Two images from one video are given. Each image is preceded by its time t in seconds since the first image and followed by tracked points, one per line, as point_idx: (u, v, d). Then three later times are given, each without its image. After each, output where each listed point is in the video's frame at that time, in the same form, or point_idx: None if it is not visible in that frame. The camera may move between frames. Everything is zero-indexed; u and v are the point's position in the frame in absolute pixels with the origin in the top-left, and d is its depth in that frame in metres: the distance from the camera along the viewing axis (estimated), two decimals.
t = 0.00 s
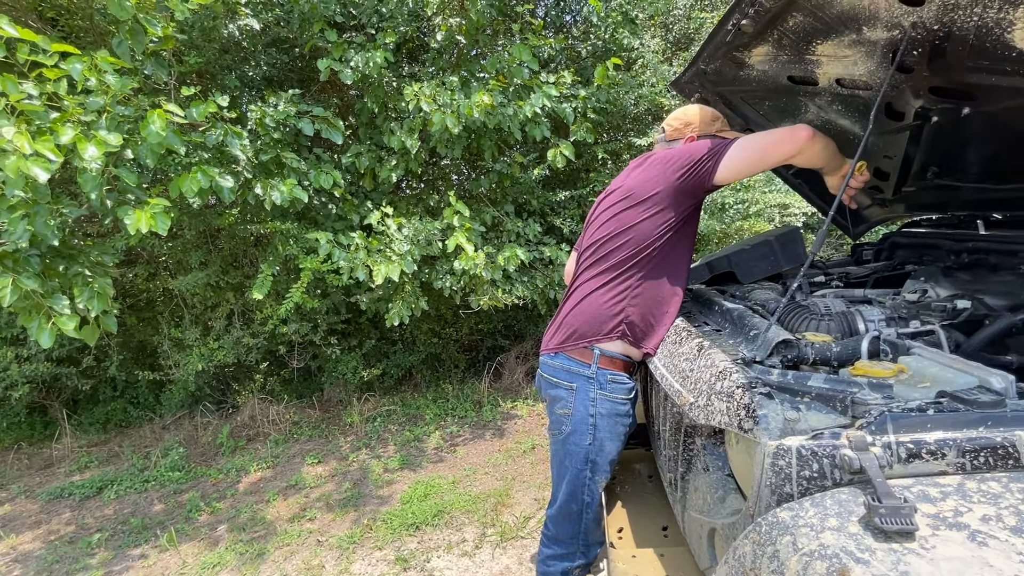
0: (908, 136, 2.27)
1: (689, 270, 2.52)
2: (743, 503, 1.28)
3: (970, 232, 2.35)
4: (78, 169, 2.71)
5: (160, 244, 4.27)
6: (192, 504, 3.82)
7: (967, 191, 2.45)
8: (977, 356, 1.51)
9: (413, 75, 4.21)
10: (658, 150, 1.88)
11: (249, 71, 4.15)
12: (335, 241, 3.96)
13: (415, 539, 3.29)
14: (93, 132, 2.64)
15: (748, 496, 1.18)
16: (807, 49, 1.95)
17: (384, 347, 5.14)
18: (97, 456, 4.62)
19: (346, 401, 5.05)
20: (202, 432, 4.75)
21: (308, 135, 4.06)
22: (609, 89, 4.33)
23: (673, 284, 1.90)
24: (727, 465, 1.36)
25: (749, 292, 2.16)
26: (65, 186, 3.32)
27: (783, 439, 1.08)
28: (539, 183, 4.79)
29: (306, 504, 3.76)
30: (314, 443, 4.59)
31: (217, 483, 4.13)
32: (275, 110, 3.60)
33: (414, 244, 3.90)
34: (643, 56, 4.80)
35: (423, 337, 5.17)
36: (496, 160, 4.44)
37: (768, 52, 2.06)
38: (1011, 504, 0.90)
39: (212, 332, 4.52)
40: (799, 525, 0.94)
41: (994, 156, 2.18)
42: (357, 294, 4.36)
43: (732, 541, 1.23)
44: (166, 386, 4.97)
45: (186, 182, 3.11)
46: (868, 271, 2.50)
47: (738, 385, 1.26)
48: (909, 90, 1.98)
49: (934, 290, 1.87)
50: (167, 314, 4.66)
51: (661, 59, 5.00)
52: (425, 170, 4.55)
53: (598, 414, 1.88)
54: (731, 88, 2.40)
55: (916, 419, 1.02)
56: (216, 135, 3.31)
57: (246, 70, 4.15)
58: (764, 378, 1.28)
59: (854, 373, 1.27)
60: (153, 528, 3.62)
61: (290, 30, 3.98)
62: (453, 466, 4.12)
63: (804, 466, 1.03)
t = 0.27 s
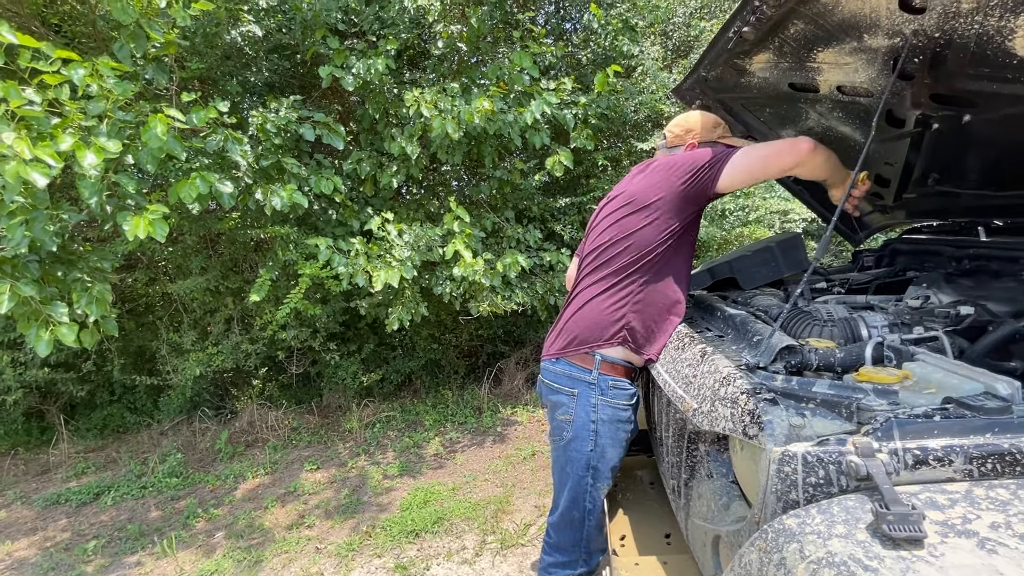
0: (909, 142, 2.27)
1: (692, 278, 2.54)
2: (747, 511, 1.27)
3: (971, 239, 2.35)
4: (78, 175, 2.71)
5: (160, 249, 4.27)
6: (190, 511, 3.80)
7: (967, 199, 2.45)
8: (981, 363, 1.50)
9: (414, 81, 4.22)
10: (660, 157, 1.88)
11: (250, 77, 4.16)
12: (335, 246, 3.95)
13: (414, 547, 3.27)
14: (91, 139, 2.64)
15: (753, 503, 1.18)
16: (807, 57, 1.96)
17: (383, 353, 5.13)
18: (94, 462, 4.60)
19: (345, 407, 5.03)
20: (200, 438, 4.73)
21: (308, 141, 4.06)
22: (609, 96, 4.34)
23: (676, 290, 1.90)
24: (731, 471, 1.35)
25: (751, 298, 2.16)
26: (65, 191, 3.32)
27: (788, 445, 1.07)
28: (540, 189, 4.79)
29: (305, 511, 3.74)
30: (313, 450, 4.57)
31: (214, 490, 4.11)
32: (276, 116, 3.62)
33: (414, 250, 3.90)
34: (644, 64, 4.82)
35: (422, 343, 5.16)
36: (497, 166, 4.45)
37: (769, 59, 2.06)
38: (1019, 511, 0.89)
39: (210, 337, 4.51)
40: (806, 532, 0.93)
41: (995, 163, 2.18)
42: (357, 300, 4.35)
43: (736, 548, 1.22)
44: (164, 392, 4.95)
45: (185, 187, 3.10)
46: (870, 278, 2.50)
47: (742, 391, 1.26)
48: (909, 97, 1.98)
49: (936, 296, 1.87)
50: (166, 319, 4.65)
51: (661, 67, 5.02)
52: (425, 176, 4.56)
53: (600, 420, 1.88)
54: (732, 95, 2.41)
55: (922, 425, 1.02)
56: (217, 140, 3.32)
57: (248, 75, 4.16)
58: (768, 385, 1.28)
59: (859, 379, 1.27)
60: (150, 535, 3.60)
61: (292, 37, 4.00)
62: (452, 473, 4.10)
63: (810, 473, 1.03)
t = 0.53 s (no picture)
0: (906, 153, 2.29)
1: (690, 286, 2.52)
2: (750, 521, 1.27)
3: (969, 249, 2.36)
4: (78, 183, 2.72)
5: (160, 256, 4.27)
6: (187, 520, 3.78)
7: (965, 208, 2.47)
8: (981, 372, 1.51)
9: (415, 89, 4.25)
10: (662, 166, 1.89)
11: (251, 85, 4.18)
12: (334, 253, 3.96)
13: (413, 556, 3.26)
14: (89, 149, 2.65)
15: (756, 513, 1.18)
16: (805, 68, 1.98)
17: (382, 360, 5.12)
18: (91, 470, 4.59)
19: (344, 414, 5.03)
20: (198, 445, 4.72)
21: (309, 148, 4.08)
22: (608, 105, 4.37)
23: (677, 298, 1.90)
24: (733, 481, 1.36)
25: (751, 307, 2.17)
26: (65, 199, 3.33)
27: (791, 455, 1.08)
28: (539, 197, 4.81)
29: (303, 520, 3.73)
30: (311, 457, 4.56)
31: (212, 498, 4.10)
32: (277, 124, 3.64)
33: (414, 257, 3.91)
34: (642, 72, 4.85)
35: (422, 350, 5.15)
36: (496, 174, 4.47)
37: (768, 70, 2.08)
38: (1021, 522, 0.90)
39: (208, 344, 4.51)
40: (809, 543, 0.94)
41: (992, 173, 2.20)
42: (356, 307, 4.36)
43: (739, 559, 1.23)
44: (162, 399, 4.94)
45: (185, 195, 3.11)
46: (868, 286, 2.52)
47: (744, 401, 1.27)
48: (906, 109, 2.00)
49: (936, 306, 1.87)
50: (165, 326, 4.65)
51: (659, 76, 5.05)
52: (426, 183, 4.58)
53: (602, 429, 1.88)
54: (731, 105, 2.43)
55: (923, 435, 1.02)
56: (218, 148, 3.33)
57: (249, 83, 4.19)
58: (770, 394, 1.28)
59: (860, 389, 1.27)
60: (146, 544, 3.58)
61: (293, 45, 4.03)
62: (451, 482, 4.09)
63: (813, 483, 1.04)
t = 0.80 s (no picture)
0: (901, 163, 2.30)
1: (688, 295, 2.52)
2: (750, 533, 1.27)
3: (965, 258, 2.37)
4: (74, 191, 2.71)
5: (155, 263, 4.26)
6: (181, 530, 3.76)
7: (959, 218, 2.47)
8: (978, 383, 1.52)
9: (412, 97, 4.26)
10: (659, 175, 1.90)
11: (249, 92, 4.18)
12: (331, 260, 3.95)
13: (409, 565, 3.24)
14: (88, 154, 2.64)
15: (756, 525, 1.18)
16: (801, 79, 1.99)
17: (379, 367, 5.10)
18: (83, 479, 4.55)
19: (340, 422, 5.01)
20: (192, 454, 4.69)
21: (306, 155, 4.08)
22: (605, 113, 4.38)
23: (674, 307, 1.91)
24: (733, 492, 1.35)
25: (749, 316, 2.17)
26: (61, 206, 3.32)
27: (791, 467, 1.08)
28: (536, 204, 4.81)
29: (298, 529, 3.70)
30: (306, 466, 4.54)
31: (205, 507, 4.07)
32: (275, 130, 3.65)
33: (411, 264, 3.91)
34: (638, 80, 4.88)
35: (418, 357, 5.14)
36: (494, 181, 4.48)
37: (764, 81, 2.09)
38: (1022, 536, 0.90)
39: (203, 351, 4.48)
40: (811, 557, 0.94)
41: (986, 184, 2.21)
42: (353, 314, 4.35)
43: (739, 571, 1.22)
44: (156, 406, 4.91)
45: (182, 203, 3.10)
46: (865, 295, 2.53)
47: (744, 412, 1.27)
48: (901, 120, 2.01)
49: (932, 315, 1.87)
50: (159, 333, 4.62)
51: (655, 84, 5.08)
52: (423, 191, 4.58)
53: (600, 439, 1.87)
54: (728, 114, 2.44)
55: (924, 447, 1.02)
56: (215, 155, 3.33)
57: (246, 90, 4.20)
58: (769, 405, 1.28)
59: (859, 400, 1.27)
60: (138, 554, 3.55)
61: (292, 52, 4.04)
62: (448, 490, 4.07)
63: (813, 496, 1.03)
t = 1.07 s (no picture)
0: (897, 164, 2.29)
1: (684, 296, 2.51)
2: (749, 536, 1.25)
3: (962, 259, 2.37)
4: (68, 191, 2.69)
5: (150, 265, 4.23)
6: (174, 534, 3.73)
7: (957, 218, 2.45)
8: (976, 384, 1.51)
9: (409, 99, 4.25)
10: (657, 176, 1.89)
11: (245, 94, 4.17)
12: (327, 262, 3.94)
13: (405, 569, 3.22)
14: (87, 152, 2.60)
15: (756, 528, 1.17)
16: (798, 79, 1.98)
17: (375, 369, 5.08)
18: (76, 483, 4.52)
19: (336, 424, 4.98)
20: (186, 457, 4.66)
21: (302, 157, 4.06)
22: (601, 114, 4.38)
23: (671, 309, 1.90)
24: (731, 494, 1.34)
25: (746, 317, 2.16)
26: (54, 208, 3.30)
27: (790, 469, 1.07)
28: (533, 205, 4.81)
29: (293, 533, 3.68)
30: (301, 469, 4.52)
31: (200, 511, 4.04)
32: (271, 132, 3.64)
33: (407, 266, 3.90)
34: (635, 82, 4.88)
35: (415, 360, 5.11)
36: (490, 183, 4.48)
37: (761, 81, 2.09)
38: None
39: (198, 354, 4.46)
40: (811, 560, 0.93)
41: (983, 185, 2.20)
42: (349, 316, 4.33)
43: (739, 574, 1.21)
44: (151, 409, 4.88)
45: (177, 205, 3.08)
46: (862, 296, 2.52)
47: (742, 414, 1.26)
48: (898, 121, 2.00)
49: (930, 316, 1.85)
50: (153, 335, 4.59)
51: (652, 86, 5.08)
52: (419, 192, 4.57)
53: (597, 441, 1.86)
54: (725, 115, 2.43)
55: (924, 449, 1.01)
56: (211, 156, 3.32)
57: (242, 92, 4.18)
58: (768, 407, 1.28)
59: (858, 401, 1.26)
60: (131, 559, 3.52)
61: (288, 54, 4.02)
62: (444, 493, 4.05)
63: (813, 498, 1.02)
